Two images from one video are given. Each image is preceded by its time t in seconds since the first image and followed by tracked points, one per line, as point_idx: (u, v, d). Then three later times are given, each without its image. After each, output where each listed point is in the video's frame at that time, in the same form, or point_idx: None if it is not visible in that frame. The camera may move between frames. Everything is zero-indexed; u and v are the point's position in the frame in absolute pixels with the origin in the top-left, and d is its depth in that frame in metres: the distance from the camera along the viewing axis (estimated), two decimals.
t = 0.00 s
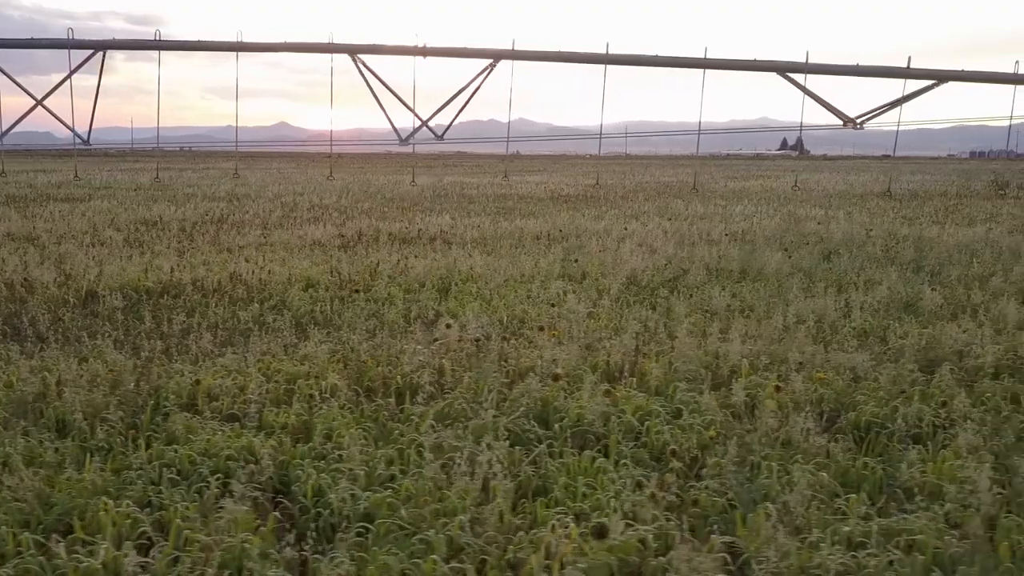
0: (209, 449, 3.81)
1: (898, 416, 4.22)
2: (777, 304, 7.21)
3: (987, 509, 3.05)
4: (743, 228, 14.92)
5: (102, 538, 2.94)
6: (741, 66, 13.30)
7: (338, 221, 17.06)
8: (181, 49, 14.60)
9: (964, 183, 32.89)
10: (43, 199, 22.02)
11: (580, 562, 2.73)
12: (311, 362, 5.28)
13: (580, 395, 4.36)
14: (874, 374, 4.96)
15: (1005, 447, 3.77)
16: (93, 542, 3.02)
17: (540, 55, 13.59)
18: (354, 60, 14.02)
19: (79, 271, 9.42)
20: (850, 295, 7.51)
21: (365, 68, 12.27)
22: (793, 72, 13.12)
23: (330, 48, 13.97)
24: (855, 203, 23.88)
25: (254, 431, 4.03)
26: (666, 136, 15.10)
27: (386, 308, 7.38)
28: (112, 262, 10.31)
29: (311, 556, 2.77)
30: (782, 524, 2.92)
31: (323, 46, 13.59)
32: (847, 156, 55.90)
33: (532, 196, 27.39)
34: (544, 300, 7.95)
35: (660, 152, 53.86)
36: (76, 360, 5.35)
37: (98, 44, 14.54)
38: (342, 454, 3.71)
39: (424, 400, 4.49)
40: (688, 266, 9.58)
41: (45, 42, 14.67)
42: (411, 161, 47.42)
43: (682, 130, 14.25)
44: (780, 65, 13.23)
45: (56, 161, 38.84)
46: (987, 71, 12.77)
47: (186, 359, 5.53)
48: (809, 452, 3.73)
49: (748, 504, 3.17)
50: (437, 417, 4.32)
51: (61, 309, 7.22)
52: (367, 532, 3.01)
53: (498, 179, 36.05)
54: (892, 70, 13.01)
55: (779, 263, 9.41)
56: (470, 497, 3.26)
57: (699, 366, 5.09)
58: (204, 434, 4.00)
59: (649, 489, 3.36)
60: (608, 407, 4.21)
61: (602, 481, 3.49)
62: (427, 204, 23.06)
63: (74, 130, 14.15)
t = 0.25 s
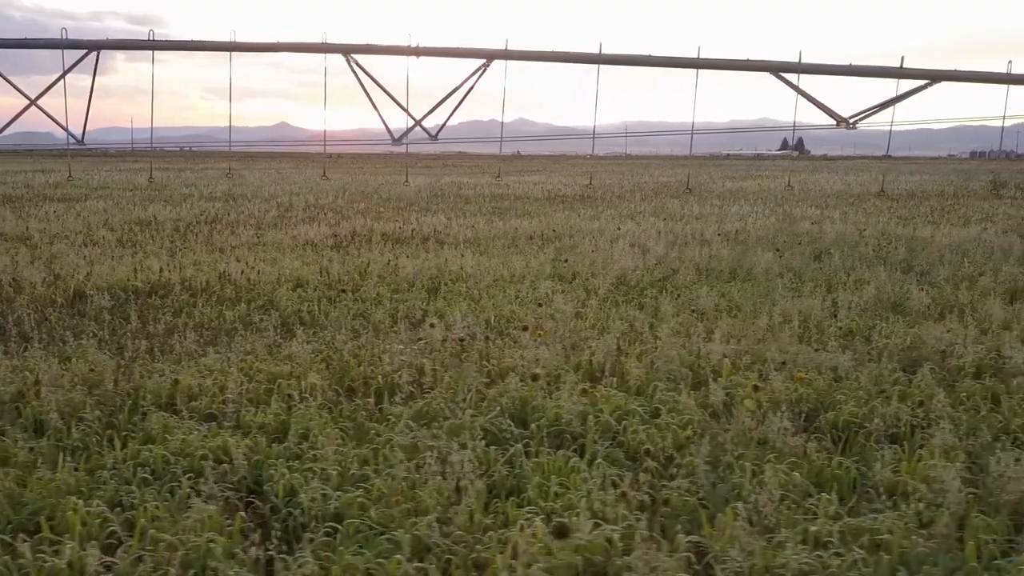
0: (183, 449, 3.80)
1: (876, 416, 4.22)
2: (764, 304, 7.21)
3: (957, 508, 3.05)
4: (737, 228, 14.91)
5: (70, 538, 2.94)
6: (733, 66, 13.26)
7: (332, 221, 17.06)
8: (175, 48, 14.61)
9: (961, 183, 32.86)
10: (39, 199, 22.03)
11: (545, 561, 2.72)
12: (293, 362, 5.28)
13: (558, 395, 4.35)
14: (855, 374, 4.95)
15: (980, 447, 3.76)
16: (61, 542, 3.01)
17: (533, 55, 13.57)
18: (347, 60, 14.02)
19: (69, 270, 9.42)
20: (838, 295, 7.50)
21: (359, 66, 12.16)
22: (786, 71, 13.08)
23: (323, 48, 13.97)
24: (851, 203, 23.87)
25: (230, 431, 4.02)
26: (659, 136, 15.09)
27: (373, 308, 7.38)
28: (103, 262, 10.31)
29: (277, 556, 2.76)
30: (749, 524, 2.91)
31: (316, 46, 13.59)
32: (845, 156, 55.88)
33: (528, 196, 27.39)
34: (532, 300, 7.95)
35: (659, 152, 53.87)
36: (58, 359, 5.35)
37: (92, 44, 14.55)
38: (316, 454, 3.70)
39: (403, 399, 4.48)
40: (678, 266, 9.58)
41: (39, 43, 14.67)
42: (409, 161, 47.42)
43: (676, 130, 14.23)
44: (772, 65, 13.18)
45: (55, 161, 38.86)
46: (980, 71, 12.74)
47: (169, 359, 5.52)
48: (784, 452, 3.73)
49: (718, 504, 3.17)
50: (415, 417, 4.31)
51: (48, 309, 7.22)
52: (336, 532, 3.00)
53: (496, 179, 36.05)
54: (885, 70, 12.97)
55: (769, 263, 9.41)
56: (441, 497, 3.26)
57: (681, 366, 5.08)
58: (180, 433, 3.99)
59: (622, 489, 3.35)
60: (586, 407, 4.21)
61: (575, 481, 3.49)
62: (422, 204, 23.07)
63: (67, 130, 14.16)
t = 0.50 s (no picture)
0: (158, 449, 3.79)
1: (854, 416, 4.22)
2: (751, 304, 7.20)
3: (924, 508, 3.05)
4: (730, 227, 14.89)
5: (36, 538, 2.93)
6: (725, 67, 13.23)
7: (326, 221, 17.06)
8: (168, 49, 14.59)
9: (959, 182, 32.83)
10: (35, 199, 22.02)
11: (510, 562, 2.72)
12: (274, 362, 5.28)
13: (536, 395, 4.35)
14: (835, 374, 4.95)
15: (954, 447, 3.77)
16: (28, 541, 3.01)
17: (525, 55, 13.55)
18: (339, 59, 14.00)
19: (58, 270, 9.41)
20: (825, 295, 7.49)
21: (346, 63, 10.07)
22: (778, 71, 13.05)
23: (316, 47, 13.95)
24: (847, 203, 23.85)
25: (205, 431, 4.01)
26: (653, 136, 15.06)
27: (359, 308, 7.37)
28: (93, 261, 10.30)
29: (241, 557, 2.76)
30: (717, 523, 2.91)
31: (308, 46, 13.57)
32: (843, 156, 55.87)
33: (524, 196, 27.37)
34: (520, 300, 7.94)
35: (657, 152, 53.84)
36: (39, 359, 5.34)
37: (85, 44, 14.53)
38: (290, 454, 3.70)
39: (381, 399, 4.48)
40: (668, 266, 9.58)
41: (32, 43, 14.66)
42: (407, 161, 47.40)
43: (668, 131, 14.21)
44: (764, 65, 13.15)
45: (52, 161, 38.84)
46: (973, 71, 12.72)
47: (151, 359, 5.51)
48: (758, 452, 3.73)
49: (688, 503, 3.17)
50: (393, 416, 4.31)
51: (34, 309, 7.21)
52: (303, 532, 3.00)
53: (493, 179, 36.05)
54: (878, 70, 12.94)
55: (759, 263, 9.40)
56: (411, 496, 3.26)
57: (662, 366, 5.08)
58: (156, 433, 3.99)
59: (593, 489, 3.35)
60: (563, 407, 4.21)
61: (548, 480, 3.49)
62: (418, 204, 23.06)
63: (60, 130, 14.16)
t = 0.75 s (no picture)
0: (131, 449, 3.79)
1: (830, 416, 4.22)
2: (737, 304, 7.19)
3: (893, 508, 3.05)
4: (724, 228, 14.89)
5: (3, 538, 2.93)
6: (717, 67, 13.23)
7: (321, 221, 17.08)
8: (161, 49, 14.59)
9: (956, 183, 32.82)
10: (30, 199, 22.04)
11: (475, 562, 2.71)
12: (256, 362, 5.27)
13: (514, 395, 4.35)
14: (816, 374, 4.95)
15: (928, 447, 3.76)
16: None
17: (518, 55, 13.55)
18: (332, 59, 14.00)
19: (47, 270, 9.41)
20: (812, 295, 7.49)
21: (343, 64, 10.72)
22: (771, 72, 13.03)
23: (308, 47, 13.95)
24: (844, 203, 23.85)
25: (180, 432, 4.01)
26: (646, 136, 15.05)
27: (345, 308, 7.36)
28: (84, 261, 10.31)
29: (205, 557, 2.76)
30: (683, 524, 2.91)
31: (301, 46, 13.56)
32: (841, 156, 55.88)
33: (521, 196, 27.38)
34: (508, 300, 7.94)
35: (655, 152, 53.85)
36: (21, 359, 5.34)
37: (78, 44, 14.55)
38: (263, 454, 3.70)
39: (359, 399, 4.47)
40: (658, 266, 9.58)
41: (26, 43, 14.66)
42: (405, 161, 47.39)
43: (661, 131, 14.20)
44: (756, 65, 13.14)
45: (50, 161, 38.84)
46: (965, 71, 12.71)
47: (133, 359, 5.51)
48: (732, 452, 3.73)
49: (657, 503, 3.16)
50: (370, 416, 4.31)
51: (20, 309, 7.22)
52: (271, 532, 3.00)
53: (490, 179, 36.06)
54: (870, 70, 12.93)
55: (748, 263, 9.39)
56: (381, 496, 3.25)
57: (642, 366, 5.08)
58: (131, 432, 3.99)
59: (564, 490, 3.35)
60: (540, 406, 4.21)
61: (520, 480, 3.49)
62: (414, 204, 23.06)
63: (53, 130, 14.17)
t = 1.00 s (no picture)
0: (99, 449, 3.78)
1: (801, 415, 4.21)
2: (720, 304, 7.19)
3: (854, 508, 3.05)
4: (716, 228, 14.88)
5: None
6: (708, 67, 13.22)
7: (314, 221, 17.08)
8: (152, 49, 14.60)
9: (952, 183, 32.81)
10: (25, 199, 22.05)
11: (431, 563, 2.71)
12: (232, 362, 5.27)
13: (486, 395, 4.34)
14: (791, 374, 4.94)
15: (896, 446, 3.76)
16: None
17: (509, 55, 13.55)
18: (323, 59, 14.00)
19: (34, 270, 9.41)
20: (796, 294, 7.48)
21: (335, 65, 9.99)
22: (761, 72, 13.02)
23: (300, 47, 13.96)
24: (838, 204, 23.85)
25: (149, 432, 4.00)
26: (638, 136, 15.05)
27: (329, 307, 7.35)
28: (72, 261, 10.31)
29: (159, 557, 2.75)
30: (642, 524, 2.91)
31: (291, 46, 13.56)
32: (839, 156, 55.86)
33: (516, 197, 27.38)
34: (492, 300, 7.94)
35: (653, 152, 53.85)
36: None
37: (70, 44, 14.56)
38: (230, 454, 3.69)
39: (331, 399, 4.47)
40: (645, 266, 9.57)
41: (18, 43, 14.67)
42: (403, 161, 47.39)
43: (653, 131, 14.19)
44: (747, 65, 13.12)
45: (47, 161, 38.85)
46: (956, 71, 12.70)
47: (110, 359, 5.51)
48: (699, 452, 3.72)
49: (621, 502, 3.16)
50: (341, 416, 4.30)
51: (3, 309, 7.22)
52: (229, 532, 3.00)
53: (487, 179, 36.09)
54: (861, 70, 12.92)
55: (735, 264, 9.38)
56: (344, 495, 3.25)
57: (618, 366, 5.08)
58: (100, 432, 3.98)
59: (526, 490, 3.34)
60: (510, 406, 4.20)
61: (484, 480, 3.48)
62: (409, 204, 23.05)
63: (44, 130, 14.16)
